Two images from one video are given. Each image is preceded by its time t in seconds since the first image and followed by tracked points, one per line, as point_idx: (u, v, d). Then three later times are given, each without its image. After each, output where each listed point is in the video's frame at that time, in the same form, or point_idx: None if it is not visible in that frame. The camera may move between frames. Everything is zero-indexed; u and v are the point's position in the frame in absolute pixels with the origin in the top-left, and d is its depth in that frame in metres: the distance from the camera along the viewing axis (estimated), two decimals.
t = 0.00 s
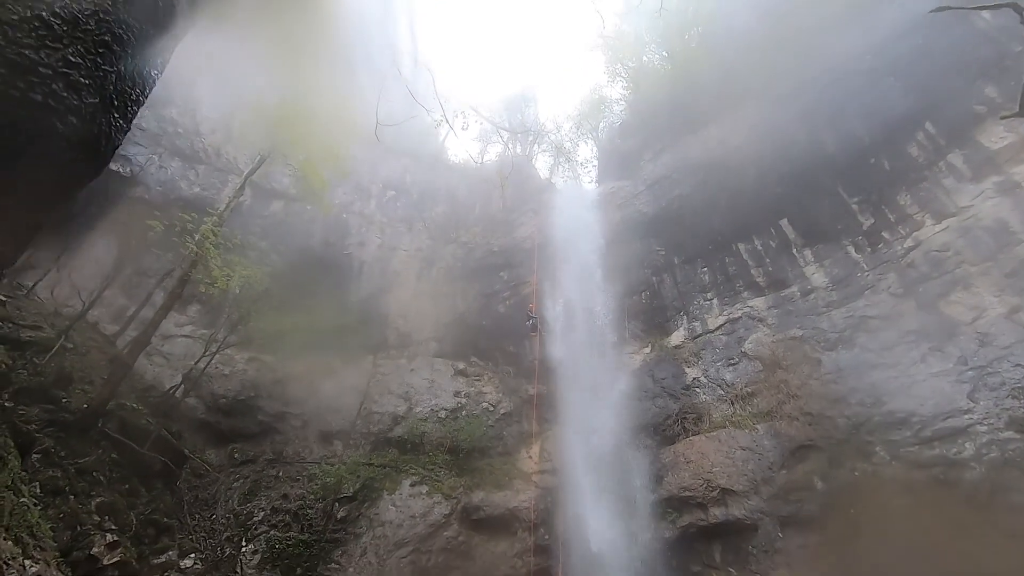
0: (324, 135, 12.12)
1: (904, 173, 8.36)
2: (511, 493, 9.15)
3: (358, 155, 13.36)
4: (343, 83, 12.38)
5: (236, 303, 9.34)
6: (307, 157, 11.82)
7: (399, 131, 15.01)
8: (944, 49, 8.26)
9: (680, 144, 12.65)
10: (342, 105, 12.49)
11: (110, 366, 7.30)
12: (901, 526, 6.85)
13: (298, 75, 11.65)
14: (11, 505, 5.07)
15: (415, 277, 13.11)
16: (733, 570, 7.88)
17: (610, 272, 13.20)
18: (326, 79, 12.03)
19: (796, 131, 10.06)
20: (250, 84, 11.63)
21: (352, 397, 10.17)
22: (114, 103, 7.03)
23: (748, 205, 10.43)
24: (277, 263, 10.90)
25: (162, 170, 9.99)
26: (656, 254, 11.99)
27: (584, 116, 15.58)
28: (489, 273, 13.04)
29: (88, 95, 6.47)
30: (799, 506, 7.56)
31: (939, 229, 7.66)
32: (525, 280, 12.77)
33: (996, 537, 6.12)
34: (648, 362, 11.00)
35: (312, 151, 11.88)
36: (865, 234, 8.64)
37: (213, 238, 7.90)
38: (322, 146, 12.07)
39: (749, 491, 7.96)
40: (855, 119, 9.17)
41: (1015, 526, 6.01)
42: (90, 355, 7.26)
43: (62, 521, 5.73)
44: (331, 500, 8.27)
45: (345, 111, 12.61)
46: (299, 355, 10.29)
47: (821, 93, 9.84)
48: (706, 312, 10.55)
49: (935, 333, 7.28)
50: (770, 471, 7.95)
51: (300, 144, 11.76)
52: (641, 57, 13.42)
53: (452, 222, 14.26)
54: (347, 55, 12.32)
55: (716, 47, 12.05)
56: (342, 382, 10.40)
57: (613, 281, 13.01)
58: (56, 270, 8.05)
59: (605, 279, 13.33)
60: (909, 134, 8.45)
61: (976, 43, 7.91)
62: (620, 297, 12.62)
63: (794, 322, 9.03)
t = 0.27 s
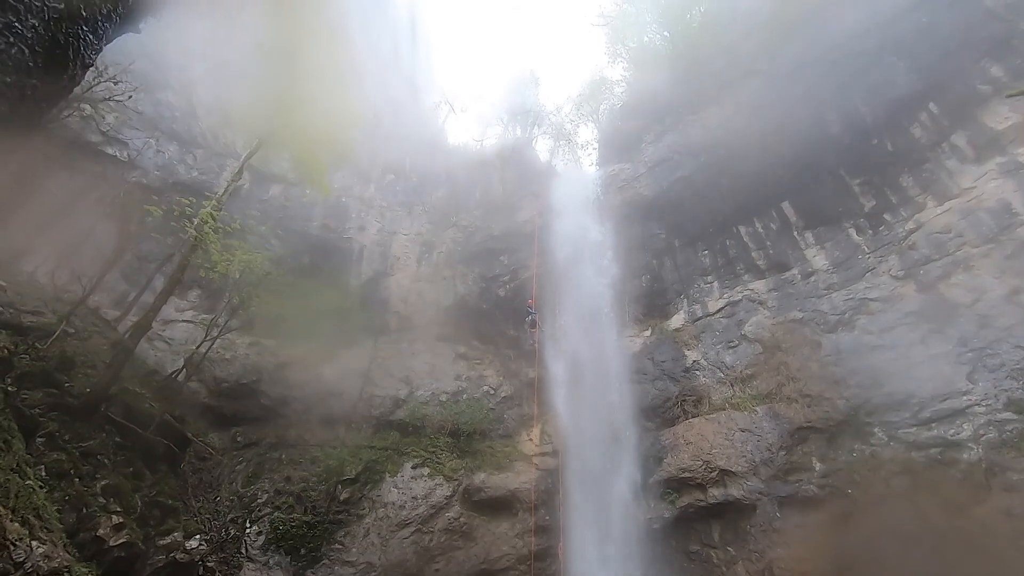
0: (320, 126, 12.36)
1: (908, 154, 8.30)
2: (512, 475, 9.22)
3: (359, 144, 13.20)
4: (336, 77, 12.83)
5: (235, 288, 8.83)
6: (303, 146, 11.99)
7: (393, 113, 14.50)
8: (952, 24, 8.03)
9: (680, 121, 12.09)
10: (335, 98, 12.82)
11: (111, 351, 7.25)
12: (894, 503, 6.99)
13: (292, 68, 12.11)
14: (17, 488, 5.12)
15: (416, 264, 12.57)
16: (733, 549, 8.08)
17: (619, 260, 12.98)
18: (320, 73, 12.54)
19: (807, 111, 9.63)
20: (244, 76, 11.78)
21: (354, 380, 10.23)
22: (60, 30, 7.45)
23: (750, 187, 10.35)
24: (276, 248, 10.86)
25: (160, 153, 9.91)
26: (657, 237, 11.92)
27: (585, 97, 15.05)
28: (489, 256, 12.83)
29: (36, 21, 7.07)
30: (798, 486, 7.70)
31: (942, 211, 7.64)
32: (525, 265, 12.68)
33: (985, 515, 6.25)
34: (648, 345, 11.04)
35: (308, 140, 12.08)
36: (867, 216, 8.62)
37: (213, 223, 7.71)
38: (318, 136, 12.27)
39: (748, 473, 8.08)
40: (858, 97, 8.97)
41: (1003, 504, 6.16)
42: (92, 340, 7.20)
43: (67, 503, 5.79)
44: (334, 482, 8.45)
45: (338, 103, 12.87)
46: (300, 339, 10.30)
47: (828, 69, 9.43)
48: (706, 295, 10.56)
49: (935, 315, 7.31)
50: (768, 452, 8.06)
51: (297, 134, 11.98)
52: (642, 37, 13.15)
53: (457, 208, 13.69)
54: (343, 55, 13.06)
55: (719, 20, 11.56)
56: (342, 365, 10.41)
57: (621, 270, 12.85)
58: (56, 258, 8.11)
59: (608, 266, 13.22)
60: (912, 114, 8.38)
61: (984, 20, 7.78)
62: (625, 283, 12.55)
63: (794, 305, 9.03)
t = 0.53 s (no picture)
0: (323, 111, 12.14)
1: (911, 142, 8.27)
2: (514, 463, 9.28)
3: (359, 132, 13.18)
4: (341, 55, 12.38)
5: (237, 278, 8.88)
6: (304, 134, 11.90)
7: (393, 99, 14.36)
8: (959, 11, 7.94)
9: (682, 110, 12.01)
10: (339, 79, 12.43)
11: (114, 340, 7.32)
12: (894, 489, 7.04)
13: (294, 49, 11.72)
14: (23, 477, 5.17)
15: (417, 253, 12.57)
16: (733, 536, 8.15)
17: (621, 249, 12.92)
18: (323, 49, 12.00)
19: (808, 99, 9.59)
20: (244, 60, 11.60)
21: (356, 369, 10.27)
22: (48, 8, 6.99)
23: (752, 175, 10.31)
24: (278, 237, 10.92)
25: (160, 143, 9.91)
26: (658, 226, 11.87)
27: (587, 84, 14.82)
28: (490, 246, 12.76)
29: None
30: (798, 474, 7.78)
31: (945, 199, 7.62)
32: (527, 254, 12.65)
33: (982, 501, 6.30)
34: (648, 334, 11.09)
35: (310, 128, 11.96)
36: (870, 204, 8.61)
37: (214, 212, 7.69)
38: (320, 123, 12.11)
39: (748, 461, 8.14)
40: (863, 85, 8.89)
41: (1001, 490, 6.20)
42: (96, 330, 7.25)
43: (73, 492, 5.84)
44: (337, 470, 8.52)
45: (342, 84, 12.51)
46: (302, 328, 10.33)
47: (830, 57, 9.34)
48: (707, 284, 10.57)
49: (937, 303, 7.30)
50: (769, 440, 8.11)
51: (299, 121, 11.80)
52: (646, 23, 12.99)
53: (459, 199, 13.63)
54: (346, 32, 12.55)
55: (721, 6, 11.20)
56: (345, 355, 10.46)
57: (622, 260, 12.85)
58: (59, 247, 8.13)
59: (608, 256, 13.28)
60: (917, 102, 8.33)
61: (991, 6, 7.70)
62: (626, 271, 12.58)
63: (796, 294, 9.04)
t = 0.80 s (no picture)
0: (322, 107, 12.23)
1: (915, 133, 8.25)
2: (515, 455, 9.32)
3: (360, 126, 13.22)
4: (338, 58, 12.79)
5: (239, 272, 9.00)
6: (304, 127, 11.85)
7: (394, 93, 14.36)
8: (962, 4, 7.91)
9: (683, 103, 11.96)
10: (336, 79, 12.74)
11: (117, 334, 7.36)
12: (894, 481, 7.07)
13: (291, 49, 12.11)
14: (29, 469, 5.21)
15: (417, 246, 12.53)
16: (733, 527, 8.20)
17: (622, 241, 12.80)
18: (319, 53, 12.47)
19: (810, 90, 9.54)
20: (244, 58, 11.83)
21: (358, 362, 10.31)
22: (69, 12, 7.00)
23: (753, 167, 10.28)
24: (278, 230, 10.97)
25: (160, 136, 9.94)
26: (659, 219, 11.82)
27: (587, 76, 14.65)
28: (490, 239, 12.71)
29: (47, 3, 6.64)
30: (798, 466, 7.84)
31: (948, 191, 7.60)
32: (528, 247, 12.60)
33: (982, 493, 6.32)
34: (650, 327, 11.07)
35: (309, 120, 11.93)
36: (872, 196, 8.59)
37: (214, 205, 7.69)
38: (319, 117, 12.11)
39: (749, 452, 8.18)
40: (866, 76, 8.88)
41: (1001, 482, 6.22)
42: (98, 323, 7.27)
43: (78, 484, 5.88)
44: (339, 462, 8.59)
45: (338, 84, 12.77)
46: (303, 321, 10.30)
47: (829, 50, 9.34)
48: (708, 276, 10.57)
49: (939, 295, 7.31)
50: (770, 432, 8.15)
51: (298, 114, 11.85)
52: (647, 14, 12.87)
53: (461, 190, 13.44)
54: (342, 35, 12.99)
55: None
56: (348, 347, 10.48)
57: (623, 251, 12.74)
58: (61, 241, 8.13)
59: (608, 247, 13.15)
60: (920, 93, 8.30)
61: None
62: (626, 264, 12.55)
63: (797, 286, 9.04)
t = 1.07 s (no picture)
0: (326, 105, 12.44)
1: (918, 129, 8.22)
2: (515, 449, 9.33)
3: (362, 121, 13.19)
4: (340, 54, 12.91)
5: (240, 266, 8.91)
6: (308, 124, 12.01)
7: (396, 89, 14.33)
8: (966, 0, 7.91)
9: (685, 97, 11.87)
10: (337, 74, 12.85)
11: (119, 327, 7.36)
12: (893, 478, 7.10)
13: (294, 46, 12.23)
14: (31, 462, 5.22)
15: (418, 241, 12.45)
16: (733, 521, 8.22)
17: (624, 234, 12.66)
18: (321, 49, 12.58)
19: (812, 86, 9.54)
20: (246, 54, 11.89)
21: (359, 356, 10.31)
22: (69, 8, 7.14)
23: (755, 163, 10.26)
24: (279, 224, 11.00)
25: (161, 130, 9.93)
26: (660, 215, 11.70)
27: (590, 70, 14.62)
28: (491, 233, 12.67)
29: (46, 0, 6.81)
30: (799, 461, 7.85)
31: (951, 186, 7.59)
32: (529, 243, 12.57)
33: (982, 489, 6.34)
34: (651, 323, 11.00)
35: (313, 118, 12.13)
36: (875, 192, 8.58)
37: (215, 199, 7.69)
38: (322, 115, 12.32)
39: (749, 448, 8.19)
40: (868, 71, 8.87)
41: (1000, 479, 6.23)
42: (99, 317, 7.27)
43: (80, 477, 5.90)
44: (340, 456, 8.61)
45: (340, 80, 12.91)
46: (304, 315, 10.33)
47: (832, 46, 9.36)
48: (710, 272, 10.56)
49: (940, 291, 7.30)
50: (770, 428, 8.17)
51: (302, 112, 12.02)
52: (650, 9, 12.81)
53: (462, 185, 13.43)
54: (345, 30, 13.05)
55: None
56: (350, 342, 10.49)
57: (624, 244, 12.61)
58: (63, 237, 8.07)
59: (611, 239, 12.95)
60: (923, 88, 8.27)
61: None
62: (625, 257, 12.47)
63: (798, 282, 9.03)
